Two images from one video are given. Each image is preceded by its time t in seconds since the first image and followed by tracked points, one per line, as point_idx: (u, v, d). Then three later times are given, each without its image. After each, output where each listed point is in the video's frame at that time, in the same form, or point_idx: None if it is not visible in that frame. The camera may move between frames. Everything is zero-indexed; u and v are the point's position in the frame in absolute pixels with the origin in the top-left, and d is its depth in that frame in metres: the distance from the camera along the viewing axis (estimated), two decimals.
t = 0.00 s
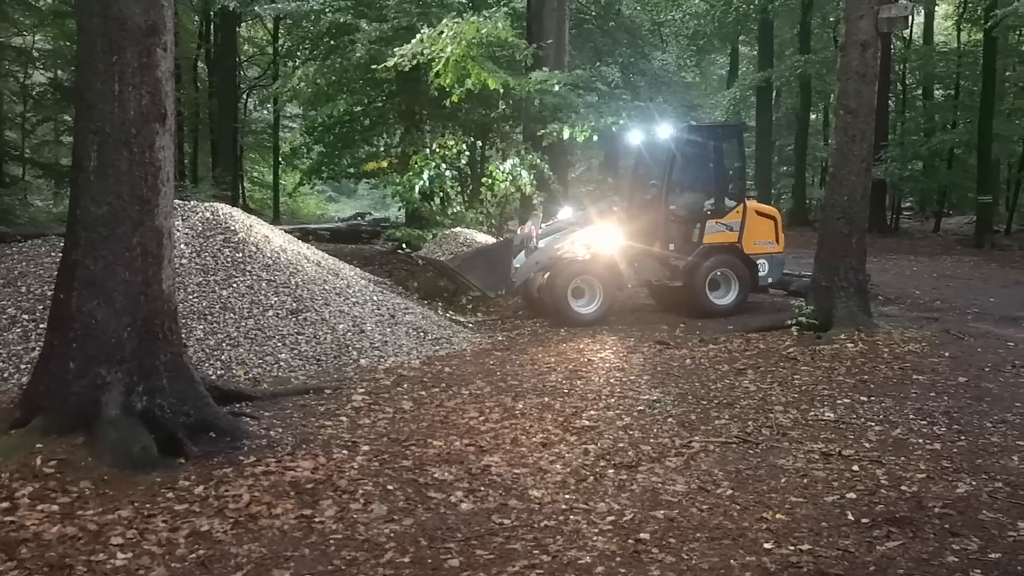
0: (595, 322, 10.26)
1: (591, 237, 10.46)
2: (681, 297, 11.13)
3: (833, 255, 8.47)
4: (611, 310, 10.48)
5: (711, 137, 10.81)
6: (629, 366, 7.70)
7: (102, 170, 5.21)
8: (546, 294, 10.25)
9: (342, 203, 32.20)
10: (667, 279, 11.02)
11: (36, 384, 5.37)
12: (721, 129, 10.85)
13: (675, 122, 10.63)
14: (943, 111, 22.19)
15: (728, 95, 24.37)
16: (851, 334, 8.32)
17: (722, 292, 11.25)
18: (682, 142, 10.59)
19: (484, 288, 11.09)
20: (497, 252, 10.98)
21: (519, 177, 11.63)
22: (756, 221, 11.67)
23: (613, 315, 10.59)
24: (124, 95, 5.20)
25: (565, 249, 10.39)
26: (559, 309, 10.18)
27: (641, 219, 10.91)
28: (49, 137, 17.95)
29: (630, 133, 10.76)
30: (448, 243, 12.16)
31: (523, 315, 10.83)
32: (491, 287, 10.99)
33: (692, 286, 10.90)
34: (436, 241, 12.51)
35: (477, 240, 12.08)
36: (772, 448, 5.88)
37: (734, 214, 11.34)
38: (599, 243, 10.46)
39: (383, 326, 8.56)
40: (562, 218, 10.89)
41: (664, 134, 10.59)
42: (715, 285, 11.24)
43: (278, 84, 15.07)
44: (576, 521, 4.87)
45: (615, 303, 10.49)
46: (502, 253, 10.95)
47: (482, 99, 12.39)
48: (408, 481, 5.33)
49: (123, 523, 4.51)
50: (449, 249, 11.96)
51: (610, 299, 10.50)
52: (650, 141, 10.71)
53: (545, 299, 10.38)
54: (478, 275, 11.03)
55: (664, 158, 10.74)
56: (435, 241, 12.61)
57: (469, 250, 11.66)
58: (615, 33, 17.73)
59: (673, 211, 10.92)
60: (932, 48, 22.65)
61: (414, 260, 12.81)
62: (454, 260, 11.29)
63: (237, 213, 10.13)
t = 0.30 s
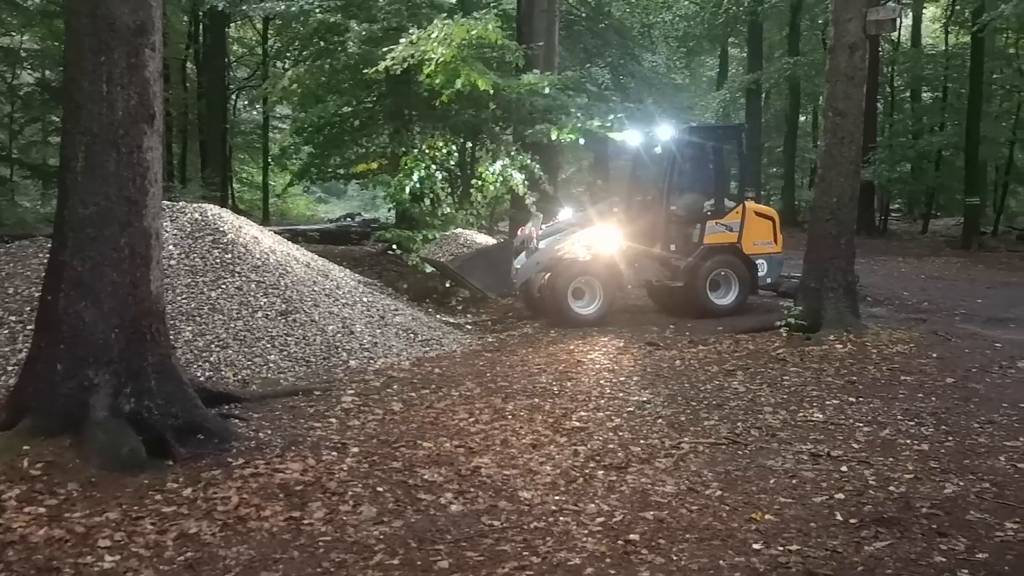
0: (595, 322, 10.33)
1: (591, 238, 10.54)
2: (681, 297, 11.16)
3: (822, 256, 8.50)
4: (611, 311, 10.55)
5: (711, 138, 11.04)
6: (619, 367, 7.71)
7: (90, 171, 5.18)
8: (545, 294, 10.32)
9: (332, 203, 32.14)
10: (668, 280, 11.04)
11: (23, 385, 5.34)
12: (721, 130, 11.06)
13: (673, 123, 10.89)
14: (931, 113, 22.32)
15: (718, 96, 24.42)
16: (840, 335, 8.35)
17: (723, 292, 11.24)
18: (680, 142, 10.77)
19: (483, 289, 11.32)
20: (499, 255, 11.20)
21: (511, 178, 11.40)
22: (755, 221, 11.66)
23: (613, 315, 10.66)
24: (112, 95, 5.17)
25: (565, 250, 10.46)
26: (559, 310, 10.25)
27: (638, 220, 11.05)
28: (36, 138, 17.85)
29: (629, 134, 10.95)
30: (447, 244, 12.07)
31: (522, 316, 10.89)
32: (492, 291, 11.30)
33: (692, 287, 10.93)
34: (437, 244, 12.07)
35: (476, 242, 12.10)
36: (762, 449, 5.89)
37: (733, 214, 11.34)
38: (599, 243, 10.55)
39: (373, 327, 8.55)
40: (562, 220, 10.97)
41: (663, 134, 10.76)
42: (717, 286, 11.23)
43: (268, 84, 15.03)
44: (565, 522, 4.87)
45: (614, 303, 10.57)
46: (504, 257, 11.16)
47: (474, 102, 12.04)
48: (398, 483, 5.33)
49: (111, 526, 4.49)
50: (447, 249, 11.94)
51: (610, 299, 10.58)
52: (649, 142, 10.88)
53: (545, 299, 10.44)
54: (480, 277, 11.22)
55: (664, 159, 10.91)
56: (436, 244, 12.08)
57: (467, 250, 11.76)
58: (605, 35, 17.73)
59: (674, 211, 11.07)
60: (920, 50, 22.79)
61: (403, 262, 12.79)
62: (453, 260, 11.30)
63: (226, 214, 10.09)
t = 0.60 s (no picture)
0: (590, 323, 10.34)
1: (586, 239, 10.59)
2: (677, 298, 11.17)
3: (806, 257, 8.54)
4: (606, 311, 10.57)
5: (705, 139, 10.95)
6: (603, 368, 7.73)
7: (72, 173, 5.16)
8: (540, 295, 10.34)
9: (317, 204, 32.06)
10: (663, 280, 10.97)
11: (3, 389, 5.30)
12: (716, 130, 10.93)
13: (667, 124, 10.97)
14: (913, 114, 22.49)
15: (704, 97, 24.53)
16: (823, 336, 8.40)
17: (719, 293, 11.18)
18: (674, 141, 10.87)
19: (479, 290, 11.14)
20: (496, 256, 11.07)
21: (494, 180, 11.37)
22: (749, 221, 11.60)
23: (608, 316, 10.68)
24: (94, 97, 5.14)
25: (561, 251, 10.51)
26: (555, 310, 10.27)
27: (632, 221, 11.14)
28: (19, 139, 17.72)
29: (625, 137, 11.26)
30: (443, 245, 11.77)
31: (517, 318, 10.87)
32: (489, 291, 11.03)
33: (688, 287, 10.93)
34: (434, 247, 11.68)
35: (472, 243, 11.87)
36: (746, 449, 5.92)
37: (727, 214, 11.28)
38: (594, 244, 10.59)
39: (358, 328, 8.54)
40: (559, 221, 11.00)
41: (657, 134, 10.94)
42: (713, 286, 11.19)
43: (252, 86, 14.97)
44: (550, 523, 4.88)
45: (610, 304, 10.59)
46: (501, 257, 11.06)
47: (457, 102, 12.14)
48: (382, 485, 5.32)
49: (93, 530, 4.46)
50: (442, 252, 11.62)
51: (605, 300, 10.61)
52: (643, 143, 11.11)
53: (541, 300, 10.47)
54: (475, 278, 11.09)
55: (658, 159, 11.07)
56: (432, 246, 11.66)
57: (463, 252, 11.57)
58: (589, 36, 17.77)
59: (670, 212, 11.13)
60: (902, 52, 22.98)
61: (389, 263, 12.77)
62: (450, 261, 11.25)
63: (209, 215, 10.05)
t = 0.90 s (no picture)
0: (587, 325, 10.43)
1: (582, 241, 10.67)
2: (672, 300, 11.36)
3: (789, 259, 8.58)
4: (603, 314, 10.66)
5: (699, 142, 11.21)
6: (587, 370, 7.75)
7: (52, 176, 5.12)
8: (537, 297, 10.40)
9: (300, 207, 31.94)
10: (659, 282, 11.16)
11: None
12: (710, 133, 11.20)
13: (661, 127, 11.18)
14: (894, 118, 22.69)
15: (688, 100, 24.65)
16: (805, 337, 8.46)
17: (712, 295, 11.46)
18: (670, 143, 11.10)
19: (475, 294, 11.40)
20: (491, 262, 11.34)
21: (477, 183, 11.31)
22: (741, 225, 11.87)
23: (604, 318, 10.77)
24: (73, 99, 5.11)
25: (557, 253, 10.61)
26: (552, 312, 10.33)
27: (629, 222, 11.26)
28: None
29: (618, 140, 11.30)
30: (442, 248, 12.75)
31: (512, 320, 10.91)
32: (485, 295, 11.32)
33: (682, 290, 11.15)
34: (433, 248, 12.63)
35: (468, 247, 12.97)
36: (728, 451, 5.94)
37: (722, 217, 11.56)
38: (591, 247, 10.69)
39: (341, 331, 8.52)
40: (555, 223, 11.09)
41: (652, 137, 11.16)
42: (706, 288, 11.46)
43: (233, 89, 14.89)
44: (533, 526, 4.88)
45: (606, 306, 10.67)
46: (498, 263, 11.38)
47: (439, 104, 11.74)
48: (365, 488, 5.31)
49: (73, 534, 4.43)
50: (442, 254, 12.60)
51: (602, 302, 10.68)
52: (637, 145, 11.21)
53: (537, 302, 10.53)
54: (472, 281, 11.34)
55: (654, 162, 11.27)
56: (432, 248, 12.57)
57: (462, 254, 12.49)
58: (572, 39, 17.82)
59: (665, 215, 11.32)
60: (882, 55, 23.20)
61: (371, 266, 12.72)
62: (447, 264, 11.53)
63: (190, 218, 10.00)
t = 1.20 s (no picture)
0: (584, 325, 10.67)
1: (578, 242, 10.82)
2: (665, 299, 11.65)
3: (772, 258, 8.61)
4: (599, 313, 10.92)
5: (691, 140, 11.27)
6: (569, 370, 7.76)
7: (29, 177, 5.09)
8: (534, 297, 10.61)
9: (281, 209, 31.84)
10: (654, 281, 11.39)
11: None
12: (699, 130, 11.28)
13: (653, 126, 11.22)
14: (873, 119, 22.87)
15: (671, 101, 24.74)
16: (786, 336, 8.51)
17: (706, 294, 11.80)
18: (662, 143, 11.06)
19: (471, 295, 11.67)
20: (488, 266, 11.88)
21: (459, 184, 11.17)
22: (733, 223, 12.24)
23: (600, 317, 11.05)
24: (49, 100, 5.08)
25: (553, 254, 10.70)
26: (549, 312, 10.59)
27: (626, 222, 11.19)
28: None
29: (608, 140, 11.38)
30: (438, 249, 12.46)
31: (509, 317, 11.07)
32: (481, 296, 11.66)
33: (675, 288, 11.47)
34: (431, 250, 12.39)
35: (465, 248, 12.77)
36: (710, 449, 5.97)
37: (715, 216, 11.84)
38: (587, 248, 10.82)
39: (322, 333, 8.51)
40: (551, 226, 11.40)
41: (645, 137, 11.16)
42: (699, 287, 11.79)
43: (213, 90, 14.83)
44: (515, 525, 4.89)
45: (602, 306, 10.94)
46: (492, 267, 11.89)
47: (419, 105, 11.56)
48: (347, 489, 5.30)
49: (51, 538, 4.40)
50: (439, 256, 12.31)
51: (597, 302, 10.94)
52: (630, 145, 11.24)
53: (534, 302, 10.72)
54: (468, 283, 11.70)
55: (648, 161, 11.18)
56: (428, 249, 12.22)
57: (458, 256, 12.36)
58: (554, 41, 17.82)
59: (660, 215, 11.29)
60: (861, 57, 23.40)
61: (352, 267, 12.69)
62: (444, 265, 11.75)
63: (170, 220, 9.95)
